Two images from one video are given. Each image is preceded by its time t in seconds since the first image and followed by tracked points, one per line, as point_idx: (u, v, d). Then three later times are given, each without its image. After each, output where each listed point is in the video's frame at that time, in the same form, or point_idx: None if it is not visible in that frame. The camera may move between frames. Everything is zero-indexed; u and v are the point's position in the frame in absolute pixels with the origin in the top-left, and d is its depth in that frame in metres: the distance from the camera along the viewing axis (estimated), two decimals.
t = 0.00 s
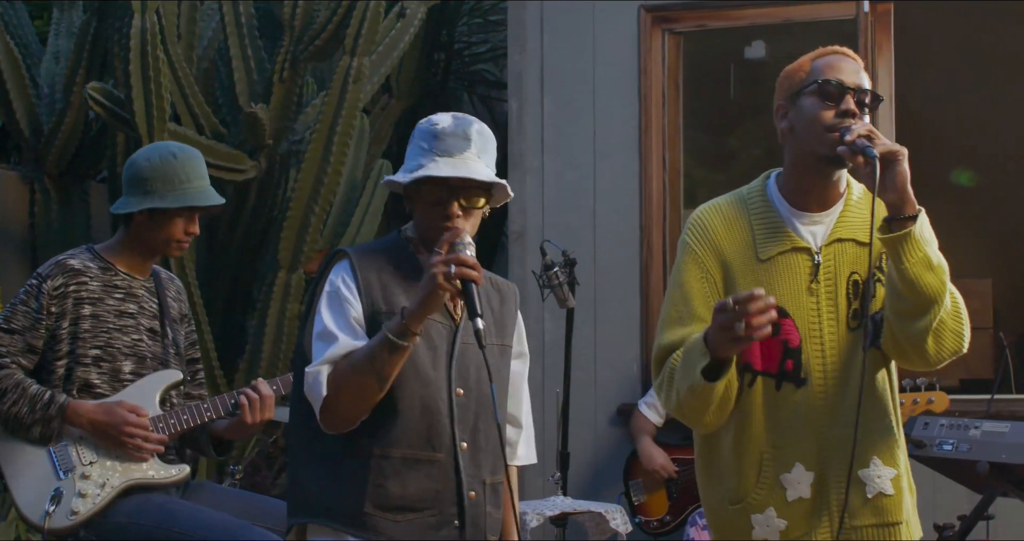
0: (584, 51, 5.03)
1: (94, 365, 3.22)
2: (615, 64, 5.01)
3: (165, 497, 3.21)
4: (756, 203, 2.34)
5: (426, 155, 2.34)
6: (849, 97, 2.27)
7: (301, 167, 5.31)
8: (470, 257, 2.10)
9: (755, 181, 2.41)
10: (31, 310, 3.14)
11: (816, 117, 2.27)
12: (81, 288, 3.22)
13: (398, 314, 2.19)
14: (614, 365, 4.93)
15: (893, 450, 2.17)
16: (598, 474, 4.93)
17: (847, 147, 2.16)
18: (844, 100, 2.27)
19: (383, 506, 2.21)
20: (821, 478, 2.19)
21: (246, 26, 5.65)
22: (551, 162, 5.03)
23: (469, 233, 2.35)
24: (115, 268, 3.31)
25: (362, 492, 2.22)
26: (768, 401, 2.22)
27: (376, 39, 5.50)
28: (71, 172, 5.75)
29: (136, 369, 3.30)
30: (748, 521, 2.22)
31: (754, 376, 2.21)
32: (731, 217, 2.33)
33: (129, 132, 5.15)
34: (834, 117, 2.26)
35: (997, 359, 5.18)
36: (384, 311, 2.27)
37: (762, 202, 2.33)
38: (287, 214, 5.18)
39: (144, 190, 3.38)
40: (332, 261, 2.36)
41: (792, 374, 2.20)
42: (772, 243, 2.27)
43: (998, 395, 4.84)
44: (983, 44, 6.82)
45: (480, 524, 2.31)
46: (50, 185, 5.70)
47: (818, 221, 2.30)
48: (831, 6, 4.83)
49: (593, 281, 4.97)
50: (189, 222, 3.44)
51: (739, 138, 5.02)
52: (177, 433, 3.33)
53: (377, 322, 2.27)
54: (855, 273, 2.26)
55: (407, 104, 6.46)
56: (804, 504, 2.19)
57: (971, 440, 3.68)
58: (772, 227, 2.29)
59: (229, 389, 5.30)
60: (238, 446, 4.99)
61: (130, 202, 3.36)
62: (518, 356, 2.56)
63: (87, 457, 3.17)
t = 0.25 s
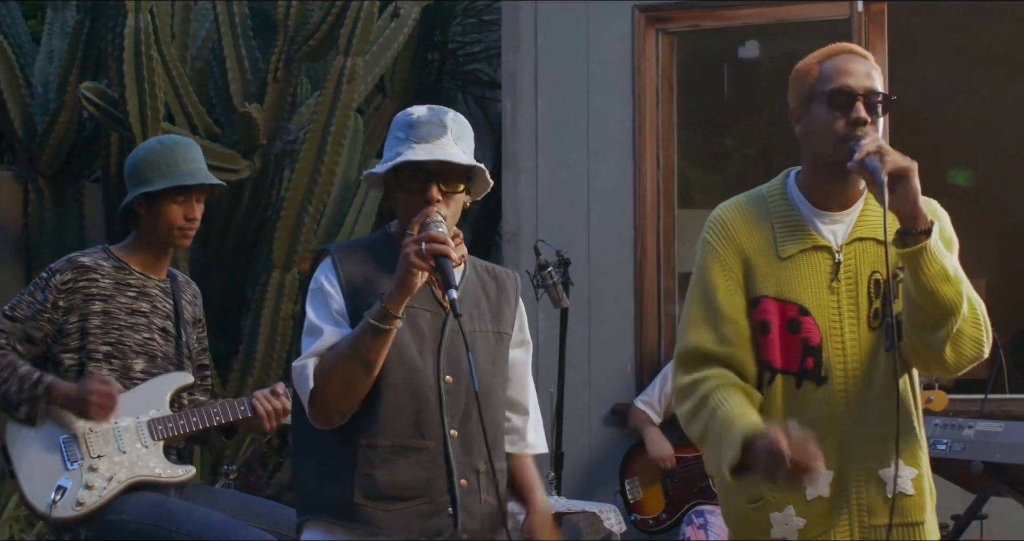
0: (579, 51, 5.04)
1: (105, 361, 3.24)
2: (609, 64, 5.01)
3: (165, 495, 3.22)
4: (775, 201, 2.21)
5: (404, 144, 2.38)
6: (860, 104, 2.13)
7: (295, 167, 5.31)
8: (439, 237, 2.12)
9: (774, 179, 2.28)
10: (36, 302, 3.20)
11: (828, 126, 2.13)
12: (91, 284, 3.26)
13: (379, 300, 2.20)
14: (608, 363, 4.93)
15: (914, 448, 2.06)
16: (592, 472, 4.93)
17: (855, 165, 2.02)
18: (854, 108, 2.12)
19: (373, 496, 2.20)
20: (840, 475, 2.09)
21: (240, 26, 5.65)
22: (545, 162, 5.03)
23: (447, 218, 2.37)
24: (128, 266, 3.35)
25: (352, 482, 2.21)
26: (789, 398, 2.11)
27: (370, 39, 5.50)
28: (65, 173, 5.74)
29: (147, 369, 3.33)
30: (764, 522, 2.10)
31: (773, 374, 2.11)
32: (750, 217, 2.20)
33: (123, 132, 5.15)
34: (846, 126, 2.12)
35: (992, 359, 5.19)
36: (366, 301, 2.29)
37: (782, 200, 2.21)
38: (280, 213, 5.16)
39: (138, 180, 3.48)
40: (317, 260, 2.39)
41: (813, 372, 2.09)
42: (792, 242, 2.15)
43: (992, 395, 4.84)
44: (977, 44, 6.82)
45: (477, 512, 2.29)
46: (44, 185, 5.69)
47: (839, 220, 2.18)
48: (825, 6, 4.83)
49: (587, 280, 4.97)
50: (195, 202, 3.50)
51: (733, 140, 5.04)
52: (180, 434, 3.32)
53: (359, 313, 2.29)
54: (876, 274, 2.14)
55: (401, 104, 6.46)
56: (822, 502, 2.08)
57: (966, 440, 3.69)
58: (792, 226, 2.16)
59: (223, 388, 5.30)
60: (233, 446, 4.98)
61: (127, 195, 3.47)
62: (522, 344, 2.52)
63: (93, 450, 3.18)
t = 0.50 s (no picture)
0: (577, 50, 5.03)
1: (105, 363, 3.28)
2: (608, 64, 5.00)
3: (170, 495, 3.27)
4: (795, 204, 2.16)
5: (398, 137, 2.39)
6: (843, 126, 2.05)
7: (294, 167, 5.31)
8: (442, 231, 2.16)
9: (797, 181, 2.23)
10: (38, 302, 3.27)
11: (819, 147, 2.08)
12: (95, 283, 3.31)
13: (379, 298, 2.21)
14: (609, 362, 4.93)
15: (931, 457, 2.01)
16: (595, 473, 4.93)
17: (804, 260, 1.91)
18: (835, 129, 2.05)
19: (386, 496, 2.20)
20: (856, 482, 2.04)
21: (239, 26, 5.65)
22: (544, 162, 5.04)
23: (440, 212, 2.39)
24: (132, 269, 3.41)
25: (362, 483, 2.21)
26: (807, 404, 2.08)
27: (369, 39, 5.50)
28: (63, 172, 5.74)
29: (145, 372, 3.38)
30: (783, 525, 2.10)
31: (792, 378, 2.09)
32: (770, 224, 2.16)
33: (122, 132, 5.14)
34: (834, 153, 2.06)
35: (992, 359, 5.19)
36: (360, 300, 2.30)
37: (802, 204, 2.15)
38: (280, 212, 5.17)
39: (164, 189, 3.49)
40: (303, 263, 2.37)
41: (831, 374, 2.06)
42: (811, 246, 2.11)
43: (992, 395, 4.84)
44: (976, 44, 6.82)
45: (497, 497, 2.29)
46: (43, 185, 5.68)
47: (857, 224, 2.11)
48: (825, 6, 4.82)
49: (587, 280, 4.97)
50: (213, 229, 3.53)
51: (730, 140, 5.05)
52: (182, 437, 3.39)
53: (352, 312, 2.29)
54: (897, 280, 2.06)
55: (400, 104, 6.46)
56: (837, 508, 2.05)
57: (965, 441, 3.69)
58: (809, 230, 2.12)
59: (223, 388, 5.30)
60: (232, 446, 4.98)
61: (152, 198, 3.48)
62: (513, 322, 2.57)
63: (104, 447, 3.21)
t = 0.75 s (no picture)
0: (577, 49, 5.04)
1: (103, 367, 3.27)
2: (607, 64, 5.00)
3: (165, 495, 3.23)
4: (788, 205, 2.25)
5: (397, 135, 2.39)
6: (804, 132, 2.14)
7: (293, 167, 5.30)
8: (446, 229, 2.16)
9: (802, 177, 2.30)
10: (52, 305, 3.10)
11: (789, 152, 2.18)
12: (101, 288, 3.22)
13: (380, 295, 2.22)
14: (609, 362, 4.93)
15: (917, 453, 2.07)
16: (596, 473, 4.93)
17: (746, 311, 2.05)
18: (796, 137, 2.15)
19: (385, 496, 2.20)
20: (841, 476, 2.11)
21: (239, 26, 5.64)
22: (543, 161, 5.04)
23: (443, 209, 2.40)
24: (133, 271, 3.33)
25: (363, 483, 2.21)
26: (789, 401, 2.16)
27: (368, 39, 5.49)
28: (63, 172, 5.73)
29: (138, 375, 3.38)
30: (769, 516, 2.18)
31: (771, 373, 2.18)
32: (763, 224, 2.26)
33: (121, 132, 5.14)
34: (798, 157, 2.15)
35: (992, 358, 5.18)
36: (361, 297, 2.30)
37: (795, 204, 2.24)
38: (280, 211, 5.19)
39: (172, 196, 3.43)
40: (301, 258, 2.38)
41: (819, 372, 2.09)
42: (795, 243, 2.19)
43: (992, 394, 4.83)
44: (976, 44, 6.81)
45: (496, 495, 2.30)
46: (42, 185, 5.68)
47: (845, 219, 2.18)
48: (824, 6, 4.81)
49: (586, 279, 4.98)
50: (212, 244, 3.44)
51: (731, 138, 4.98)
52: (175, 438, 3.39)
53: (354, 308, 2.29)
54: (881, 275, 2.12)
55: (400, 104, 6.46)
56: (821, 501, 2.11)
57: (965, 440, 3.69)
58: (796, 227, 2.20)
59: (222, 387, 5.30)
60: (232, 445, 4.98)
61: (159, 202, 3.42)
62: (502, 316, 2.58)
63: (103, 450, 3.17)
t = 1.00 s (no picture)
0: (572, 50, 5.04)
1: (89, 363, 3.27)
2: (602, 64, 5.01)
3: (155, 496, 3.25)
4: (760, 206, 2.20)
5: (394, 135, 2.39)
6: (763, 129, 2.09)
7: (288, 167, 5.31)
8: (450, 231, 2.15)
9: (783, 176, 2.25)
10: (61, 307, 3.16)
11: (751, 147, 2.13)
12: (92, 285, 3.24)
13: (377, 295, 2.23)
14: (602, 363, 4.94)
15: (872, 456, 2.00)
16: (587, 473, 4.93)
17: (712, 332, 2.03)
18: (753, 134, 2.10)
19: (367, 498, 2.22)
20: (798, 474, 2.05)
21: (233, 26, 5.65)
22: (538, 161, 5.04)
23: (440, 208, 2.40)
24: (111, 267, 3.33)
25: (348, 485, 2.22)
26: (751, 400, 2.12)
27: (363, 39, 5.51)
28: (57, 172, 5.73)
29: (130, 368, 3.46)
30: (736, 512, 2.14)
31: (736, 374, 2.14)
32: (737, 224, 2.22)
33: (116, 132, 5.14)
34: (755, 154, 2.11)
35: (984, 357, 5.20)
36: (358, 296, 2.31)
37: (767, 207, 2.19)
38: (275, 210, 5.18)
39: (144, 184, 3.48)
40: (300, 250, 2.38)
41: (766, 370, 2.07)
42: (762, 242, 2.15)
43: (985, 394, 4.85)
44: (969, 44, 6.83)
45: (479, 507, 2.31)
46: (36, 185, 5.68)
47: (809, 219, 2.12)
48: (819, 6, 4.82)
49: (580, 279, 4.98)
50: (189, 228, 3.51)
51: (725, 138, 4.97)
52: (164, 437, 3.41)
53: (352, 306, 2.30)
54: (838, 274, 2.05)
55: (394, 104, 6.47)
56: (780, 499, 2.06)
57: (959, 440, 3.70)
58: (764, 227, 2.16)
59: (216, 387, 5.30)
60: (226, 445, 4.98)
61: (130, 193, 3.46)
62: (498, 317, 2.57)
63: (94, 454, 3.22)
